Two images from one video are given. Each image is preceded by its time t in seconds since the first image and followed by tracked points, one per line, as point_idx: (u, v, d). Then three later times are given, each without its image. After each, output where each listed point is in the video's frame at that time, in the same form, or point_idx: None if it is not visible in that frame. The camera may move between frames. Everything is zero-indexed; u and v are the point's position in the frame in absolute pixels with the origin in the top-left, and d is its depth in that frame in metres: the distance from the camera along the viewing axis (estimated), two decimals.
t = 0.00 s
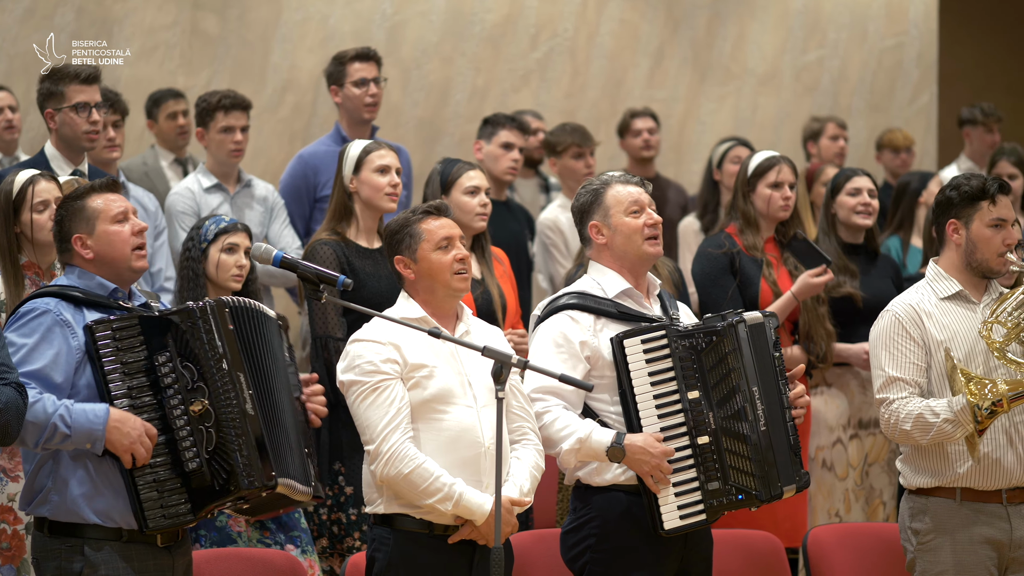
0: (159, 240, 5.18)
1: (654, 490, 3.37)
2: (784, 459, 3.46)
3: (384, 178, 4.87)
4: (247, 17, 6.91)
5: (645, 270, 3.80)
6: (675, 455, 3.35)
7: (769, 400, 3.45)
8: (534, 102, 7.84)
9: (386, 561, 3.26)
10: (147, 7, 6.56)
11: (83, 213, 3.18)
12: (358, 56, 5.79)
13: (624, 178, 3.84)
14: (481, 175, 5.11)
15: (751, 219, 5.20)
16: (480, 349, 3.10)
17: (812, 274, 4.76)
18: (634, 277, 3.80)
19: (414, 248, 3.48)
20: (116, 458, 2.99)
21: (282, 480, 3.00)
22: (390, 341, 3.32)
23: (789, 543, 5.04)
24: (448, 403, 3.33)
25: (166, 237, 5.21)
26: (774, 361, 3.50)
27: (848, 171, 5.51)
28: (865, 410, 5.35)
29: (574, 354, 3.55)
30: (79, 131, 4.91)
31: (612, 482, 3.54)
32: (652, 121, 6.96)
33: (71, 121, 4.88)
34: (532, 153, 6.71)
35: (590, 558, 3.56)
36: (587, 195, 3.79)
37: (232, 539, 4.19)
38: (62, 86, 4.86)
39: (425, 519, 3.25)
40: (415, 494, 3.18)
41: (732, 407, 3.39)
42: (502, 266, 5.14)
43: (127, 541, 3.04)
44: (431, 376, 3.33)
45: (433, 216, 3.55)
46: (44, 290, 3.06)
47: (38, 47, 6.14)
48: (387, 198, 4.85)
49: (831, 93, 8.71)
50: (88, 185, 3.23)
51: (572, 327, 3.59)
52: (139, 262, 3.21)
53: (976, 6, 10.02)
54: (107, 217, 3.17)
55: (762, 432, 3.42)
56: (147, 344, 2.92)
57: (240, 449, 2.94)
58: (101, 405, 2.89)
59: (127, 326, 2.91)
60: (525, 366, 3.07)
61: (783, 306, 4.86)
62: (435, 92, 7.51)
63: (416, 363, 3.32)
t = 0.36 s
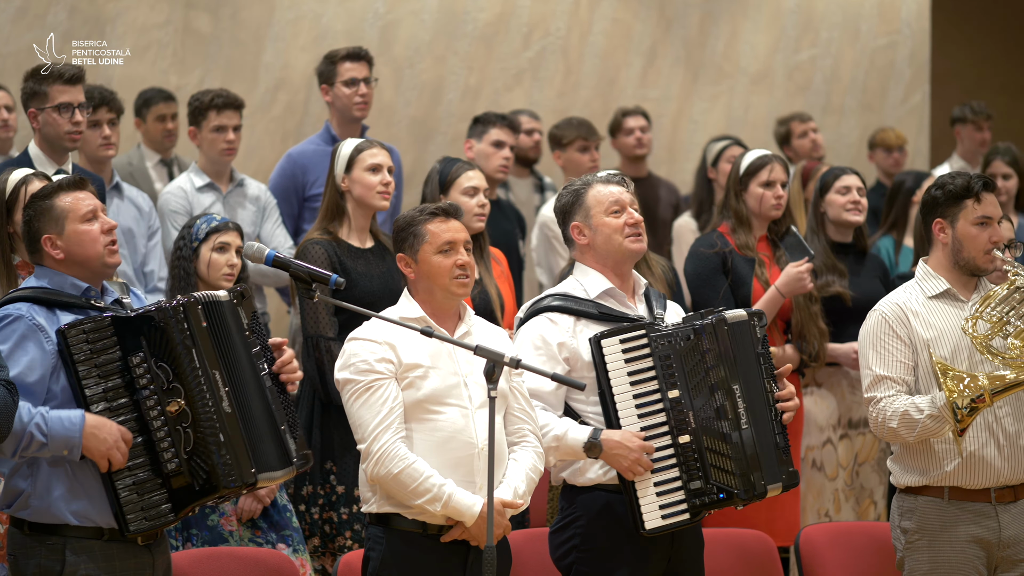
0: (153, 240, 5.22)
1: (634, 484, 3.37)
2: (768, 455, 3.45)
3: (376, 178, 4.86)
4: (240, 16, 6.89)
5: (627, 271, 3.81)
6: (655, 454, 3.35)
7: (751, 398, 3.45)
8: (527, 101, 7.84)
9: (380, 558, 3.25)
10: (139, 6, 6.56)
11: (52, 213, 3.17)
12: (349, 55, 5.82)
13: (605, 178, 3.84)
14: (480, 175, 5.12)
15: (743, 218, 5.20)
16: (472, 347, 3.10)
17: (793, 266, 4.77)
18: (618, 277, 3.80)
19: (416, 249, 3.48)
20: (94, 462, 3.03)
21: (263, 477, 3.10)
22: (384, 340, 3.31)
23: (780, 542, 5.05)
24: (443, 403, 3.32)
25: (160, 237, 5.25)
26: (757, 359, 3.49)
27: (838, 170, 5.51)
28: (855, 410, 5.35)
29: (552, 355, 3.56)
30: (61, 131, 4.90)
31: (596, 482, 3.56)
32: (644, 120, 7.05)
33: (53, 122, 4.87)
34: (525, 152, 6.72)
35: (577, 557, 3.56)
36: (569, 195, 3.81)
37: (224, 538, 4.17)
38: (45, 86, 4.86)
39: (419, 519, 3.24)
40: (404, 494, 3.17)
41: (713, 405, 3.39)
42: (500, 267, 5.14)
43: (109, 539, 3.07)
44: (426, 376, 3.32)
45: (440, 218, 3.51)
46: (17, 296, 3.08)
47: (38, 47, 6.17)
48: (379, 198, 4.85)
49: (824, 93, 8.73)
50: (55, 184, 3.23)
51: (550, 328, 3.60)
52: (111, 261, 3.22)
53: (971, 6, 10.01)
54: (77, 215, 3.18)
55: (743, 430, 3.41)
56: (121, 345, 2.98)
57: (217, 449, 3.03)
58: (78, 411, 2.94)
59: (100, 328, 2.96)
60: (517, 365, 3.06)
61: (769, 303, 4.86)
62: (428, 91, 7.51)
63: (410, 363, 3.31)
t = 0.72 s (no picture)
0: (145, 239, 5.25)
1: (612, 478, 3.37)
2: (749, 456, 3.44)
3: (368, 176, 4.85)
4: (232, 15, 6.89)
5: (615, 272, 3.81)
6: (636, 453, 3.36)
7: (732, 398, 3.44)
8: (520, 100, 7.84)
9: (373, 557, 3.26)
10: (131, 5, 6.55)
11: (35, 212, 3.17)
12: (337, 53, 5.87)
13: (592, 177, 3.86)
14: (474, 174, 5.12)
15: (736, 217, 5.20)
16: (464, 347, 3.09)
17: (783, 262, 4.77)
18: (604, 277, 3.79)
19: (418, 248, 3.48)
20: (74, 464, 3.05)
21: (241, 489, 3.09)
22: (382, 339, 3.31)
23: (773, 541, 5.04)
24: (438, 404, 3.32)
25: (152, 236, 5.28)
26: (742, 359, 3.49)
27: (830, 168, 5.53)
28: (848, 410, 5.35)
29: (531, 354, 3.59)
30: (43, 130, 4.89)
31: (578, 481, 3.58)
32: (635, 118, 7.05)
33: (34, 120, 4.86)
34: (518, 151, 6.73)
35: (560, 556, 3.58)
36: (555, 194, 3.82)
37: (216, 537, 4.17)
38: (27, 85, 4.86)
39: (411, 519, 3.23)
40: (395, 494, 3.17)
41: (691, 404, 3.39)
42: (495, 266, 5.12)
43: (87, 540, 3.11)
44: (422, 376, 3.31)
45: (444, 217, 3.50)
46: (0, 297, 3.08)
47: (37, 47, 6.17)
48: (370, 196, 4.84)
49: (815, 92, 8.76)
50: (38, 183, 3.23)
51: (529, 326, 3.63)
52: (95, 259, 3.22)
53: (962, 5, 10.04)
54: (60, 214, 3.18)
55: (722, 430, 3.40)
56: (103, 350, 3.01)
57: (198, 460, 3.03)
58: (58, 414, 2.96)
59: (84, 334, 2.99)
60: (510, 365, 3.06)
61: (760, 302, 4.84)
62: (420, 90, 7.51)
63: (406, 364, 3.30)
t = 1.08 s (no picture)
0: (137, 238, 5.25)
1: (604, 478, 3.37)
2: (740, 456, 3.46)
3: (361, 175, 4.85)
4: (225, 14, 6.89)
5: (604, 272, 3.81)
6: (626, 453, 3.36)
7: (723, 398, 3.46)
8: (512, 99, 7.84)
9: (371, 557, 3.26)
10: (123, 4, 6.54)
11: (27, 213, 3.18)
12: (320, 54, 5.91)
13: (578, 175, 3.87)
14: (459, 171, 5.12)
15: (728, 215, 5.20)
16: (456, 346, 3.09)
17: (778, 264, 4.75)
18: (594, 278, 3.79)
19: (403, 246, 3.49)
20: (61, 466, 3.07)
21: (227, 496, 3.12)
22: (374, 337, 3.31)
23: (764, 539, 5.05)
24: (431, 399, 3.31)
25: (144, 235, 5.28)
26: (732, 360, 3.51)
27: (823, 167, 5.54)
28: (841, 410, 5.35)
29: (522, 355, 3.58)
30: (27, 126, 4.90)
31: (568, 480, 3.58)
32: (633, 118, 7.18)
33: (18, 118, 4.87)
34: (511, 150, 6.74)
35: (550, 557, 3.57)
36: (542, 194, 3.83)
37: (209, 536, 4.16)
38: (9, 83, 4.88)
39: (410, 517, 3.24)
40: (391, 489, 3.16)
41: (683, 404, 3.39)
42: (480, 264, 5.14)
43: (71, 542, 3.12)
44: (414, 372, 3.31)
45: (426, 213, 3.54)
46: None
47: (37, 47, 6.19)
48: (363, 195, 4.83)
49: (808, 91, 8.77)
50: (29, 185, 3.23)
51: (518, 327, 3.63)
52: (84, 264, 3.22)
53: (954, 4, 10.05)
54: (51, 217, 3.18)
55: (713, 430, 3.41)
56: (92, 353, 3.01)
57: (184, 467, 3.05)
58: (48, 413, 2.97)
59: (73, 336, 2.99)
60: (502, 362, 3.07)
61: (754, 302, 4.86)
62: (412, 89, 7.51)
63: (399, 360, 3.31)
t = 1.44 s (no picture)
0: (130, 236, 5.25)
1: (603, 479, 3.38)
2: (739, 459, 3.46)
3: (355, 174, 4.85)
4: (216, 13, 6.88)
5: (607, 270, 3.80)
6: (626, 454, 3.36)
7: (722, 401, 3.46)
8: (504, 98, 7.85)
9: (369, 554, 3.26)
10: (115, 2, 6.53)
11: (4, 214, 3.17)
12: (305, 54, 5.99)
13: (579, 173, 3.87)
14: (440, 174, 5.12)
15: (721, 213, 5.20)
16: (448, 346, 3.09)
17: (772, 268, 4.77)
18: (596, 277, 3.79)
19: (393, 246, 3.50)
20: (53, 463, 3.07)
21: (220, 483, 3.13)
22: (369, 335, 3.31)
23: (756, 538, 5.05)
24: (425, 396, 3.30)
25: (136, 233, 5.29)
26: (732, 362, 3.50)
27: (814, 165, 5.54)
28: (832, 408, 5.36)
29: (525, 353, 3.59)
30: (16, 125, 4.90)
31: (568, 480, 3.58)
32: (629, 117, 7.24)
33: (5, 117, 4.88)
34: (504, 149, 6.74)
35: (548, 555, 3.57)
36: (544, 192, 3.83)
37: (202, 535, 4.17)
38: None
39: (408, 514, 3.24)
40: (387, 485, 3.16)
41: (683, 407, 3.40)
42: (465, 266, 5.12)
43: (66, 541, 3.12)
44: (409, 369, 3.30)
45: (414, 212, 3.55)
46: None
47: (37, 48, 6.20)
48: (358, 194, 4.84)
49: (800, 90, 8.77)
50: (7, 185, 3.23)
51: (521, 326, 3.62)
52: (62, 265, 3.22)
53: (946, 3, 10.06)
54: (29, 217, 3.17)
55: (713, 433, 3.41)
56: (76, 349, 3.01)
57: (176, 455, 3.06)
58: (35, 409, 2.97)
59: (56, 334, 2.99)
60: (494, 362, 3.06)
61: (746, 303, 4.86)
62: (405, 88, 7.51)
63: (394, 357, 3.30)
